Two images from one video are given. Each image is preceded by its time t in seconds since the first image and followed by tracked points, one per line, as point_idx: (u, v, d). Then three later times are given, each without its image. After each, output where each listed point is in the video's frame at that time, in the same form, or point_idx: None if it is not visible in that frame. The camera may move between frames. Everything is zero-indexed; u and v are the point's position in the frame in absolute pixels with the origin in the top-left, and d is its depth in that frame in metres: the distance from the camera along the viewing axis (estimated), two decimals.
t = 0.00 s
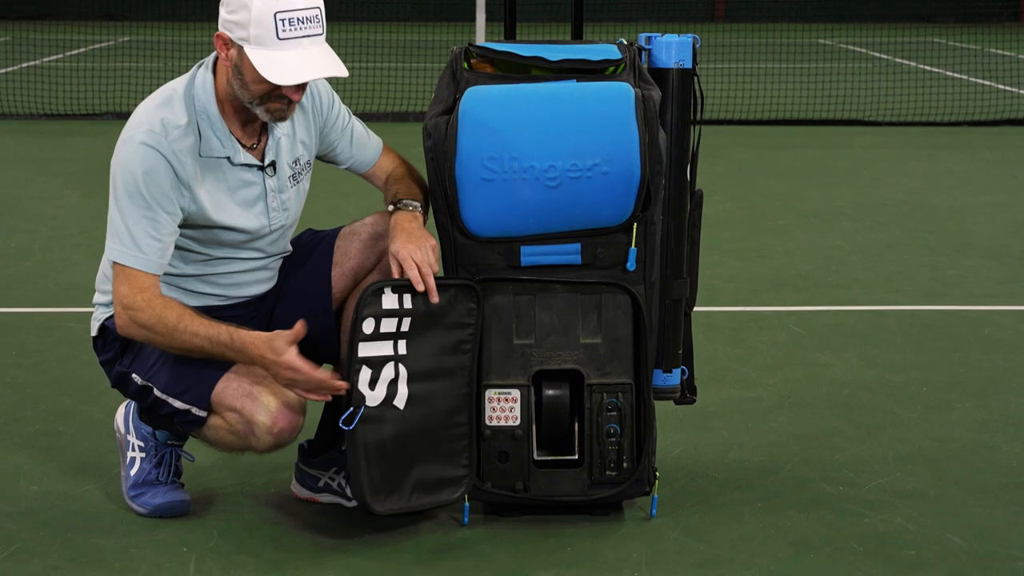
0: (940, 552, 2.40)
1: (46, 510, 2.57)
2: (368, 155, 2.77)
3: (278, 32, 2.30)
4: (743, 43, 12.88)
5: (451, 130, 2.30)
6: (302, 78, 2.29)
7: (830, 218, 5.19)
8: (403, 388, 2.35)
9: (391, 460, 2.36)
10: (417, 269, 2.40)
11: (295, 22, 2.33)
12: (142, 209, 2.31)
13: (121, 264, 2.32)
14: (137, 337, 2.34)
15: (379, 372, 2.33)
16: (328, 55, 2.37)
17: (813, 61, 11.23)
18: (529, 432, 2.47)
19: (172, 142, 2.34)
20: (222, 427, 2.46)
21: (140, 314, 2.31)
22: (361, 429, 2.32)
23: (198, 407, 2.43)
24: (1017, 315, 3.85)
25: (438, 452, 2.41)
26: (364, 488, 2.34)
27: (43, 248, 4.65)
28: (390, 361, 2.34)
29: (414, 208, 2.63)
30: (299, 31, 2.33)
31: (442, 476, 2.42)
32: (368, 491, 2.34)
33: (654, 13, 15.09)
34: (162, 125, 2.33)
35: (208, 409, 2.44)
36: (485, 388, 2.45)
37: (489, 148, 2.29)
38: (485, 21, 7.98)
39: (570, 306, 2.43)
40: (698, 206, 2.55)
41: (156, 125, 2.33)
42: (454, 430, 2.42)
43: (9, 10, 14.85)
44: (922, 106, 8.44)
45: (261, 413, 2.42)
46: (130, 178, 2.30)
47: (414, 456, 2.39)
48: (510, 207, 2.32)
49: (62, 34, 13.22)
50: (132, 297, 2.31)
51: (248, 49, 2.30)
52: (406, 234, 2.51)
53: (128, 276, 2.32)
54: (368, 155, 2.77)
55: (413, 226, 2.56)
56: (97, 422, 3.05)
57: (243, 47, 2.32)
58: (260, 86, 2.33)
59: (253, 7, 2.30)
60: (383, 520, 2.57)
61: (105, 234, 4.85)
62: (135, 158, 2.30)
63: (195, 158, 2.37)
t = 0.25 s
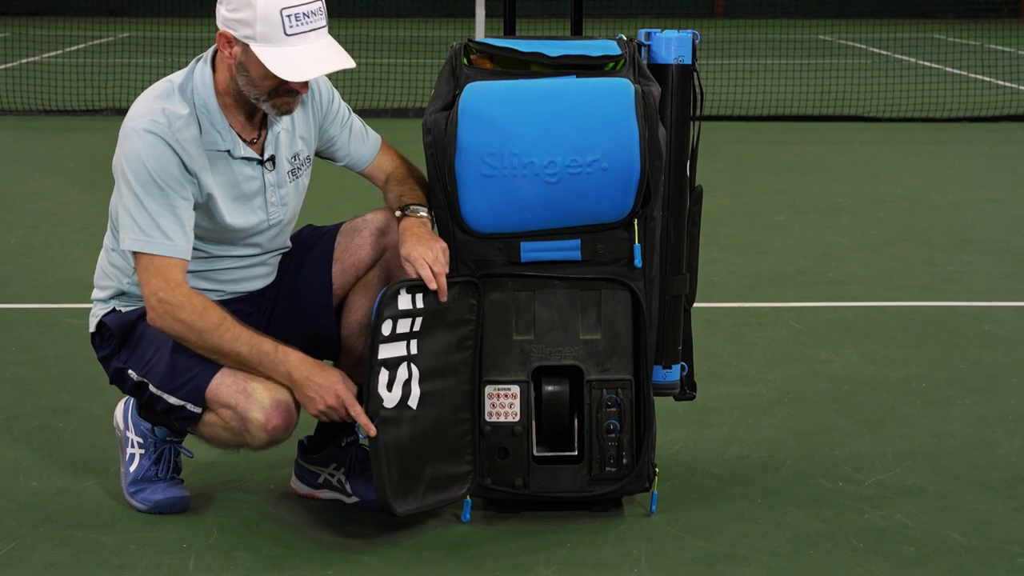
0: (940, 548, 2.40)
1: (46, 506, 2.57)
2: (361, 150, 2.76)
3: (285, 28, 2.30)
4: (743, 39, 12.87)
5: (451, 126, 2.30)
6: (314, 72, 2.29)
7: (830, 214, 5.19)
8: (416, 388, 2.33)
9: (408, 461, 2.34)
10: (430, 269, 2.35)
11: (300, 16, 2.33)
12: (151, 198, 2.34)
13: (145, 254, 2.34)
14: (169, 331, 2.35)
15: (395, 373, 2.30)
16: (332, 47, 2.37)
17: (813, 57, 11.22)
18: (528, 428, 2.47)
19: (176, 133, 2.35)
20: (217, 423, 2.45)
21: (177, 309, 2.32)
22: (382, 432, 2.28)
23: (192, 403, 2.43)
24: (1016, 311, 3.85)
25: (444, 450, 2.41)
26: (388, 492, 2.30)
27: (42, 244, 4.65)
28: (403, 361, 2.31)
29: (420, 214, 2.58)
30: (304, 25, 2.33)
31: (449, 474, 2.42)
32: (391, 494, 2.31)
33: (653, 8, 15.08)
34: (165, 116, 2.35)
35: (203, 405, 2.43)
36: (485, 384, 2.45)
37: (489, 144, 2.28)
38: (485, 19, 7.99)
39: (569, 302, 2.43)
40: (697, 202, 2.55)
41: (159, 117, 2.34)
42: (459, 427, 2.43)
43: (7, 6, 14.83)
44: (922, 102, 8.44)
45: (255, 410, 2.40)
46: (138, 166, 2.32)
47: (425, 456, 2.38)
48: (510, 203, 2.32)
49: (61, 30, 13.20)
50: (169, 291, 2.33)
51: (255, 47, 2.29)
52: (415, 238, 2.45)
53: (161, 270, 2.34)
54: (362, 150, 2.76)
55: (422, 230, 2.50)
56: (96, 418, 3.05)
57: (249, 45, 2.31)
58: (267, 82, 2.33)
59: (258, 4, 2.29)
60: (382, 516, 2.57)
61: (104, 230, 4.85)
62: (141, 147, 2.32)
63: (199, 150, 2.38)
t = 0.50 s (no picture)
0: (940, 547, 2.40)
1: (46, 505, 2.57)
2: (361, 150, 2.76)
3: (311, 43, 2.31)
4: (742, 38, 12.87)
5: (451, 125, 2.30)
6: (344, 86, 2.30)
7: (830, 213, 5.19)
8: (424, 387, 2.34)
9: (418, 460, 2.34)
10: (437, 266, 2.33)
11: (325, 30, 2.34)
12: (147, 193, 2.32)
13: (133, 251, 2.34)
14: (157, 324, 2.35)
15: (405, 372, 2.30)
16: (354, 60, 2.39)
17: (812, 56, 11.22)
18: (529, 427, 2.47)
19: (178, 128, 2.35)
20: (222, 423, 2.45)
21: (164, 303, 2.33)
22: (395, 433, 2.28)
23: (196, 403, 2.43)
24: (1016, 309, 3.85)
25: (448, 448, 2.41)
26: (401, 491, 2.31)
27: (42, 243, 4.65)
28: (411, 360, 2.31)
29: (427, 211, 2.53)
30: (328, 39, 2.34)
31: (452, 472, 2.42)
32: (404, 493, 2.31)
33: (653, 7, 15.08)
34: (167, 112, 2.35)
35: (207, 406, 2.43)
36: (485, 383, 2.45)
37: (490, 143, 2.28)
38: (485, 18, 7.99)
39: (569, 301, 2.43)
40: (697, 200, 2.55)
41: (162, 112, 2.34)
42: (462, 426, 2.43)
43: (7, 5, 14.82)
44: (922, 100, 8.44)
45: (261, 411, 2.41)
46: (136, 162, 2.31)
47: (433, 454, 2.38)
48: (510, 202, 2.32)
49: (61, 29, 13.20)
50: (155, 285, 2.33)
51: (281, 62, 2.29)
52: (422, 236, 2.42)
53: (148, 265, 2.34)
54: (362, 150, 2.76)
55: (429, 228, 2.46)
56: (96, 417, 3.05)
57: (273, 59, 2.30)
58: (286, 93, 2.34)
59: (283, 19, 2.29)
60: (383, 515, 2.57)
61: (103, 229, 4.85)
62: (142, 142, 2.31)
63: (199, 148, 2.38)
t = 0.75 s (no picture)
0: (940, 546, 2.40)
1: (46, 504, 2.57)
2: (360, 148, 2.75)
3: (313, 50, 2.31)
4: (742, 37, 12.87)
5: (451, 123, 2.30)
6: (345, 94, 2.31)
7: (830, 212, 5.19)
8: (416, 386, 2.34)
9: (408, 458, 2.36)
10: (433, 265, 2.34)
11: (327, 36, 2.34)
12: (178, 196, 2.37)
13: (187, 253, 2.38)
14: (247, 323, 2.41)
15: (395, 371, 2.31)
16: (355, 65, 2.39)
17: (813, 55, 11.22)
18: (528, 426, 2.47)
19: (192, 137, 2.38)
20: (221, 418, 2.43)
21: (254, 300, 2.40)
22: (382, 432, 2.30)
23: (195, 397, 2.43)
24: (1016, 308, 3.85)
25: (444, 446, 2.42)
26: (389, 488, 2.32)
27: (43, 241, 4.65)
28: (404, 359, 2.32)
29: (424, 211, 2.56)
30: (330, 45, 2.34)
31: (447, 471, 2.43)
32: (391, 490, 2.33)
33: (653, 6, 15.08)
34: (179, 122, 2.38)
35: (206, 400, 2.43)
36: (484, 381, 2.45)
37: (490, 143, 2.28)
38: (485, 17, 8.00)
39: (568, 299, 2.43)
40: (697, 200, 2.55)
41: (174, 122, 2.37)
42: (459, 425, 2.44)
43: (7, 3, 14.82)
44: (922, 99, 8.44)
45: (260, 404, 2.38)
46: (158, 169, 2.36)
47: (426, 453, 2.39)
48: (510, 200, 2.32)
49: (61, 28, 13.22)
50: (247, 282, 2.39)
51: (283, 69, 2.30)
52: (419, 234, 2.43)
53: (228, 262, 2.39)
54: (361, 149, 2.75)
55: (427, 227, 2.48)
56: (96, 415, 3.05)
57: (274, 67, 2.31)
58: (289, 98, 2.34)
59: (284, 27, 2.29)
60: (382, 514, 2.57)
61: (104, 228, 4.85)
62: (160, 150, 2.36)
63: (214, 151, 2.40)
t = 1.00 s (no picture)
0: (939, 545, 2.40)
1: (45, 503, 2.57)
2: (358, 146, 2.75)
3: (313, 49, 2.30)
4: (742, 36, 12.87)
5: (452, 122, 2.29)
6: (347, 90, 2.30)
7: (829, 210, 5.19)
8: (415, 385, 2.35)
9: (408, 457, 2.36)
10: (430, 263, 2.35)
11: (327, 35, 2.33)
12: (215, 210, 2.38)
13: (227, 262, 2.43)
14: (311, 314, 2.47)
15: (395, 369, 2.31)
16: (356, 62, 2.39)
17: (812, 54, 11.22)
18: (528, 425, 2.47)
19: (218, 152, 2.38)
20: (229, 413, 2.44)
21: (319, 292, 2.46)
22: (383, 430, 2.30)
23: (202, 394, 2.43)
24: (1016, 307, 3.85)
25: (444, 445, 2.42)
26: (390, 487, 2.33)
27: (41, 240, 4.65)
28: (403, 357, 2.32)
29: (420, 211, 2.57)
30: (330, 43, 2.34)
31: (448, 470, 2.43)
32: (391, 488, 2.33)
33: (653, 5, 15.07)
34: (202, 139, 2.37)
35: (213, 396, 2.43)
36: (484, 380, 2.45)
37: (490, 143, 2.28)
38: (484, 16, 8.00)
39: (568, 298, 2.43)
40: (696, 199, 2.55)
41: (197, 140, 2.37)
42: (459, 424, 2.44)
43: (5, 2, 14.82)
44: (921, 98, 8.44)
45: (269, 398, 2.39)
46: (191, 188, 2.36)
47: (425, 452, 2.39)
48: (510, 199, 2.32)
49: (60, 27, 13.20)
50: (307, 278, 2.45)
51: (284, 69, 2.30)
52: (417, 234, 2.45)
53: (284, 259, 2.44)
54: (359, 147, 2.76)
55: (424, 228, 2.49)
56: (96, 414, 3.05)
57: (275, 66, 2.31)
58: (292, 98, 2.35)
59: (283, 27, 2.29)
60: (382, 512, 2.57)
61: (103, 227, 4.85)
62: (190, 167, 2.35)
63: (239, 161, 2.41)
